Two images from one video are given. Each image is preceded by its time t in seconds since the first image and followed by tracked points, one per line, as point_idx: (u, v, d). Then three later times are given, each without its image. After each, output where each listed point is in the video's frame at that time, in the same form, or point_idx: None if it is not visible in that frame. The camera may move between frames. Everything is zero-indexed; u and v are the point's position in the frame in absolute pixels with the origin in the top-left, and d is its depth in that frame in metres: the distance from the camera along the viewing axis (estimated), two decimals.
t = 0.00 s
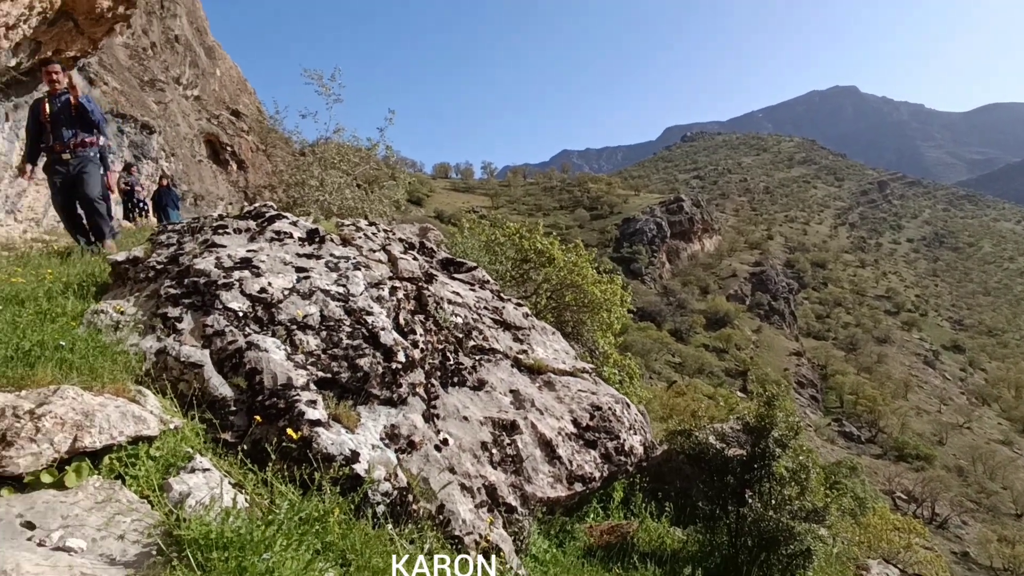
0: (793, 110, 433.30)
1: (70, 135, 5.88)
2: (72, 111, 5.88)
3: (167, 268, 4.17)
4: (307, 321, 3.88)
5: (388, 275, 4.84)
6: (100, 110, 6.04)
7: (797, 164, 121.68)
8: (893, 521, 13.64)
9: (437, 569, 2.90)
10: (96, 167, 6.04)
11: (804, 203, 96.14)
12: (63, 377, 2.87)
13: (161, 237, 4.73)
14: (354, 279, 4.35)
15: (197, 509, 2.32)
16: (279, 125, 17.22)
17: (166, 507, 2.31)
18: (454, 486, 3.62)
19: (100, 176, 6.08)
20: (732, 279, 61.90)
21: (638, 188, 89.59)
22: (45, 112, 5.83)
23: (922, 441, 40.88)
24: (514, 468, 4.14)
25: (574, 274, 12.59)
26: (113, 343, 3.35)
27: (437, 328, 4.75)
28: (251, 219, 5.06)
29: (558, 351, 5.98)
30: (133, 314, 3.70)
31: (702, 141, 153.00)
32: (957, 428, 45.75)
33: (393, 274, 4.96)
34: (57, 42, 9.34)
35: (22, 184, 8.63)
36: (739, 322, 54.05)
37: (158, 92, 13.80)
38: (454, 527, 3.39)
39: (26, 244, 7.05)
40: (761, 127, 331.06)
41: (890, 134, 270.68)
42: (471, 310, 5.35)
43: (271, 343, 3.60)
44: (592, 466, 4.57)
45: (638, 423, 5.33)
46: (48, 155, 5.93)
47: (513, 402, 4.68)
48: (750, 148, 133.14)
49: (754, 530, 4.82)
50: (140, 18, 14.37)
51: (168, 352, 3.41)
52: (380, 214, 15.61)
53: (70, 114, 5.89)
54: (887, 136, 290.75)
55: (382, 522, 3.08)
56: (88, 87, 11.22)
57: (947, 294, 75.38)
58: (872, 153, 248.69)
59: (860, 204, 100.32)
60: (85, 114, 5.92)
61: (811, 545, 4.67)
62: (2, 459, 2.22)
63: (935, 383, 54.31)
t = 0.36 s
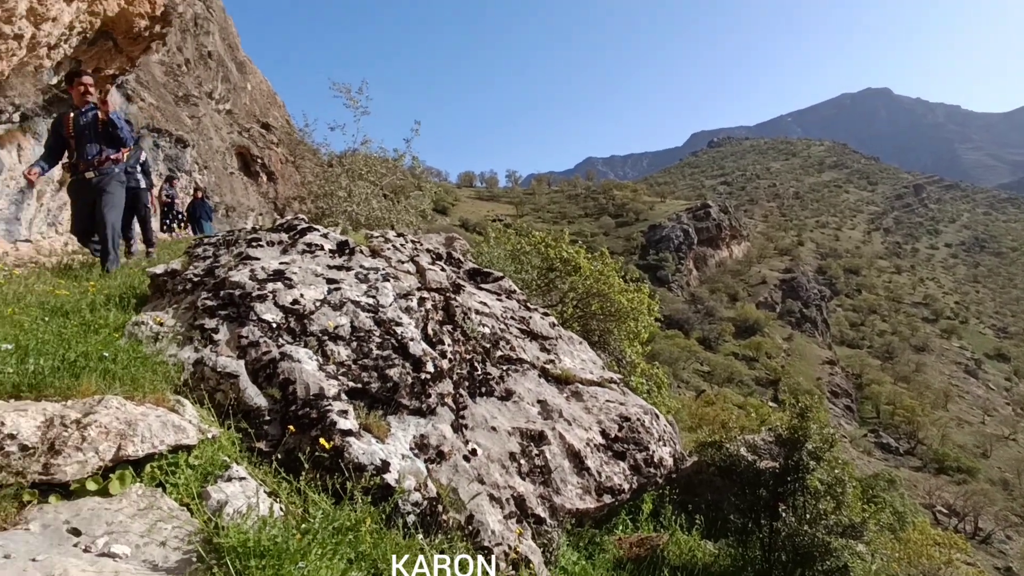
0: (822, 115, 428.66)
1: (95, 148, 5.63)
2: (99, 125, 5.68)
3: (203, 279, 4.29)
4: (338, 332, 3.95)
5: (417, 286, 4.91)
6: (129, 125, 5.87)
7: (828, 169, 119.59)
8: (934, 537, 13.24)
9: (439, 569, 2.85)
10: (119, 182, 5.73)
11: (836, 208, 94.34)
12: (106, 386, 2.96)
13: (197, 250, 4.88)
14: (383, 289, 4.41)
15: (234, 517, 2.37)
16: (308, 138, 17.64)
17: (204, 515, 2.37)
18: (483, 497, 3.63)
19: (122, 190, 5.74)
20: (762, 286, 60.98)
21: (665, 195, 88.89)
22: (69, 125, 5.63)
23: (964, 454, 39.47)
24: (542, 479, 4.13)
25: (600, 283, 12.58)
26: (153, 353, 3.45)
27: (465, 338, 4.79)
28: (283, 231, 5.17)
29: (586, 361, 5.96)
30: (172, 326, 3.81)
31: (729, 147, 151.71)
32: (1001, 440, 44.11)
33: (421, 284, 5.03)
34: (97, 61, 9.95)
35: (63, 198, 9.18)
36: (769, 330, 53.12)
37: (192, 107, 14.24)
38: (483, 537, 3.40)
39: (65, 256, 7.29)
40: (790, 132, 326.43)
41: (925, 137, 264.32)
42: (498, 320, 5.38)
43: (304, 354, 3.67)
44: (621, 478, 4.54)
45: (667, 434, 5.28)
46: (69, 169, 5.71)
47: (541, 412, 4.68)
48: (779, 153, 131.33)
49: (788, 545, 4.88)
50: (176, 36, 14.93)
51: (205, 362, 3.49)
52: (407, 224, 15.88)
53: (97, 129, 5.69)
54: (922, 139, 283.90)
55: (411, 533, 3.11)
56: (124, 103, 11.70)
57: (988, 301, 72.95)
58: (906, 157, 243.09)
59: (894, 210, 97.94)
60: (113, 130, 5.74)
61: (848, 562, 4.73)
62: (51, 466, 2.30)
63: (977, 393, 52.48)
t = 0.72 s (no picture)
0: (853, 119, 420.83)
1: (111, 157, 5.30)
2: (114, 128, 5.27)
3: (237, 292, 4.39)
4: (368, 344, 4.00)
5: (444, 297, 4.95)
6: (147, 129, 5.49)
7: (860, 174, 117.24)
8: (979, 553, 12.78)
9: (441, 570, 2.77)
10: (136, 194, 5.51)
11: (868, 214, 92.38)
12: (146, 399, 3.05)
13: (232, 264, 5.00)
14: (411, 301, 4.48)
15: (270, 527, 2.42)
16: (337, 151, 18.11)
17: (241, 525, 2.43)
18: (513, 509, 3.63)
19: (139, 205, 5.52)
20: (793, 294, 59.89)
21: (691, 203, 88.08)
22: (79, 126, 5.18)
23: (1008, 468, 37.98)
24: (571, 491, 4.11)
25: (627, 293, 12.52)
26: (190, 365, 3.55)
27: (493, 349, 4.81)
28: (314, 244, 5.27)
29: (613, 371, 5.93)
30: (208, 338, 3.91)
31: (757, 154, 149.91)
32: None
33: (449, 296, 5.07)
34: (134, 81, 10.83)
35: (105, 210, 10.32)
36: (800, 339, 52.10)
37: (222, 123, 15.63)
38: (513, 550, 3.40)
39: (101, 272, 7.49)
40: (819, 137, 321.22)
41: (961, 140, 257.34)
42: (525, 331, 5.39)
43: (336, 365, 3.73)
44: (651, 490, 4.49)
45: (698, 446, 5.21)
46: (79, 176, 5.22)
47: (569, 424, 4.66)
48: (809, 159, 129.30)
49: (825, 561, 4.84)
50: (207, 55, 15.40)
51: (240, 374, 3.57)
52: (433, 236, 16.09)
53: (113, 133, 5.30)
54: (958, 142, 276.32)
55: (443, 543, 3.12)
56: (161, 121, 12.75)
57: None
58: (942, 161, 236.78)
59: (930, 215, 95.38)
60: (127, 133, 5.33)
61: None
62: (96, 476, 2.37)
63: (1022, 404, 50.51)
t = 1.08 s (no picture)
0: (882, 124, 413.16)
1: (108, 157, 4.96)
2: (113, 127, 4.94)
3: (267, 304, 4.48)
4: (395, 354, 4.04)
5: (469, 308, 4.99)
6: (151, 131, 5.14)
7: (889, 179, 114.99)
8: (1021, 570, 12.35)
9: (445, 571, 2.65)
10: (141, 195, 5.12)
11: (899, 220, 90.43)
12: (180, 408, 3.11)
13: (262, 275, 5.10)
14: (437, 312, 4.52)
15: (301, 536, 2.46)
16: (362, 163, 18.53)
17: (273, 534, 2.48)
18: (540, 521, 3.62)
19: (143, 208, 5.14)
20: (821, 302, 58.99)
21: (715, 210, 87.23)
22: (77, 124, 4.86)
23: None
24: (598, 503, 4.08)
25: (651, 302, 12.47)
26: (223, 375, 3.61)
27: (517, 359, 4.82)
28: (341, 256, 5.34)
29: (638, 382, 5.88)
30: (241, 349, 3.99)
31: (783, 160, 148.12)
32: None
33: (474, 306, 5.10)
34: (166, 97, 11.17)
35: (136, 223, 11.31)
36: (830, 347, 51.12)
37: (250, 136, 16.42)
38: (540, 562, 3.39)
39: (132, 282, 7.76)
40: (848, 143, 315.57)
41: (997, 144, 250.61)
42: (550, 341, 5.39)
43: (363, 376, 3.77)
44: (679, 503, 4.43)
45: (726, 458, 5.14)
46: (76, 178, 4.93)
47: (595, 434, 4.64)
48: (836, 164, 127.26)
49: None
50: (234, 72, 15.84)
51: (271, 384, 3.64)
52: (456, 245, 16.27)
53: (112, 132, 4.96)
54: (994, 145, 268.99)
55: (469, 553, 3.12)
56: (190, 135, 13.44)
57: None
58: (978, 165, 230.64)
59: (965, 220, 92.92)
60: (131, 132, 5.00)
61: None
62: (134, 484, 2.44)
63: None
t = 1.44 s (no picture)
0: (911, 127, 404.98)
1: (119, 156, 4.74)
2: (126, 125, 4.70)
3: (295, 311, 4.56)
4: (420, 361, 4.08)
5: (493, 315, 5.01)
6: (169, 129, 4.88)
7: (919, 182, 112.67)
8: None
9: None
10: (150, 199, 4.87)
11: (930, 224, 88.41)
12: (213, 414, 3.18)
13: (289, 283, 5.20)
14: (461, 319, 4.55)
15: (330, 543, 2.50)
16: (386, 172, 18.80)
17: (303, 538, 2.53)
18: (565, 529, 3.61)
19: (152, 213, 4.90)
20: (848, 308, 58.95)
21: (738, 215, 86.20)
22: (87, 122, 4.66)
23: None
24: (624, 512, 4.04)
25: (675, 309, 12.43)
26: (252, 382, 3.67)
27: (541, 367, 4.82)
28: (367, 264, 5.41)
29: (664, 390, 5.82)
30: (269, 356, 4.06)
31: (808, 163, 146.11)
32: None
33: (498, 313, 5.12)
34: (194, 108, 11.52)
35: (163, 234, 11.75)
36: (858, 355, 50.14)
37: (275, 145, 16.79)
38: (565, 569, 3.38)
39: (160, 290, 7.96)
40: (876, 145, 310.27)
41: None
42: (574, 348, 5.38)
43: (389, 383, 3.81)
44: (706, 513, 4.38)
45: (753, 467, 5.05)
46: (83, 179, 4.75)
47: (620, 442, 4.61)
48: (863, 167, 125.06)
49: None
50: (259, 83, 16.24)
51: (299, 391, 3.69)
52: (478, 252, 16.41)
53: (125, 130, 4.72)
54: None
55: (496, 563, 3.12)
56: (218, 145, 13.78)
57: None
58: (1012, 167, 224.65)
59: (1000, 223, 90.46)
60: (146, 130, 4.74)
61: None
62: (170, 488, 2.49)
63: None
